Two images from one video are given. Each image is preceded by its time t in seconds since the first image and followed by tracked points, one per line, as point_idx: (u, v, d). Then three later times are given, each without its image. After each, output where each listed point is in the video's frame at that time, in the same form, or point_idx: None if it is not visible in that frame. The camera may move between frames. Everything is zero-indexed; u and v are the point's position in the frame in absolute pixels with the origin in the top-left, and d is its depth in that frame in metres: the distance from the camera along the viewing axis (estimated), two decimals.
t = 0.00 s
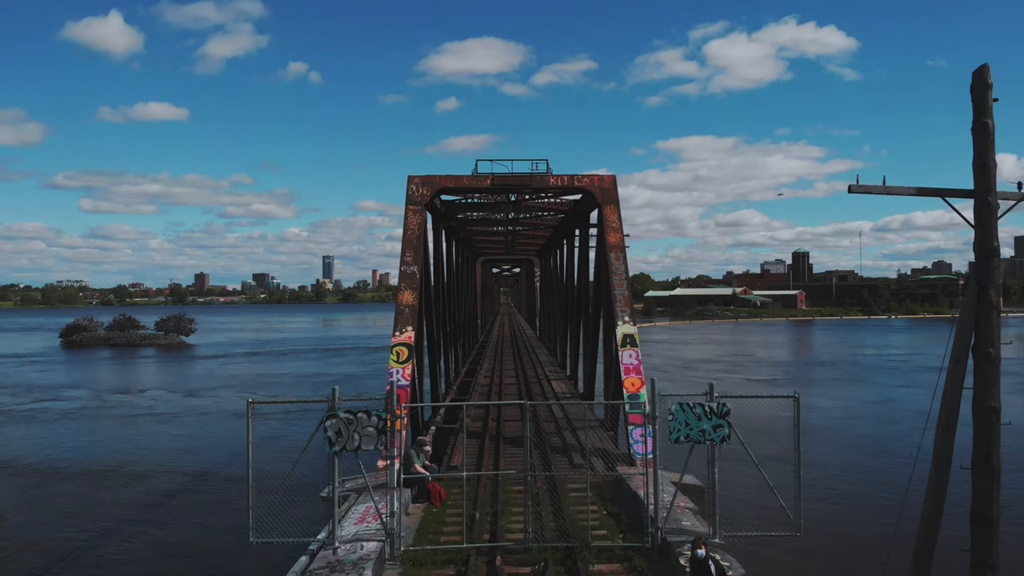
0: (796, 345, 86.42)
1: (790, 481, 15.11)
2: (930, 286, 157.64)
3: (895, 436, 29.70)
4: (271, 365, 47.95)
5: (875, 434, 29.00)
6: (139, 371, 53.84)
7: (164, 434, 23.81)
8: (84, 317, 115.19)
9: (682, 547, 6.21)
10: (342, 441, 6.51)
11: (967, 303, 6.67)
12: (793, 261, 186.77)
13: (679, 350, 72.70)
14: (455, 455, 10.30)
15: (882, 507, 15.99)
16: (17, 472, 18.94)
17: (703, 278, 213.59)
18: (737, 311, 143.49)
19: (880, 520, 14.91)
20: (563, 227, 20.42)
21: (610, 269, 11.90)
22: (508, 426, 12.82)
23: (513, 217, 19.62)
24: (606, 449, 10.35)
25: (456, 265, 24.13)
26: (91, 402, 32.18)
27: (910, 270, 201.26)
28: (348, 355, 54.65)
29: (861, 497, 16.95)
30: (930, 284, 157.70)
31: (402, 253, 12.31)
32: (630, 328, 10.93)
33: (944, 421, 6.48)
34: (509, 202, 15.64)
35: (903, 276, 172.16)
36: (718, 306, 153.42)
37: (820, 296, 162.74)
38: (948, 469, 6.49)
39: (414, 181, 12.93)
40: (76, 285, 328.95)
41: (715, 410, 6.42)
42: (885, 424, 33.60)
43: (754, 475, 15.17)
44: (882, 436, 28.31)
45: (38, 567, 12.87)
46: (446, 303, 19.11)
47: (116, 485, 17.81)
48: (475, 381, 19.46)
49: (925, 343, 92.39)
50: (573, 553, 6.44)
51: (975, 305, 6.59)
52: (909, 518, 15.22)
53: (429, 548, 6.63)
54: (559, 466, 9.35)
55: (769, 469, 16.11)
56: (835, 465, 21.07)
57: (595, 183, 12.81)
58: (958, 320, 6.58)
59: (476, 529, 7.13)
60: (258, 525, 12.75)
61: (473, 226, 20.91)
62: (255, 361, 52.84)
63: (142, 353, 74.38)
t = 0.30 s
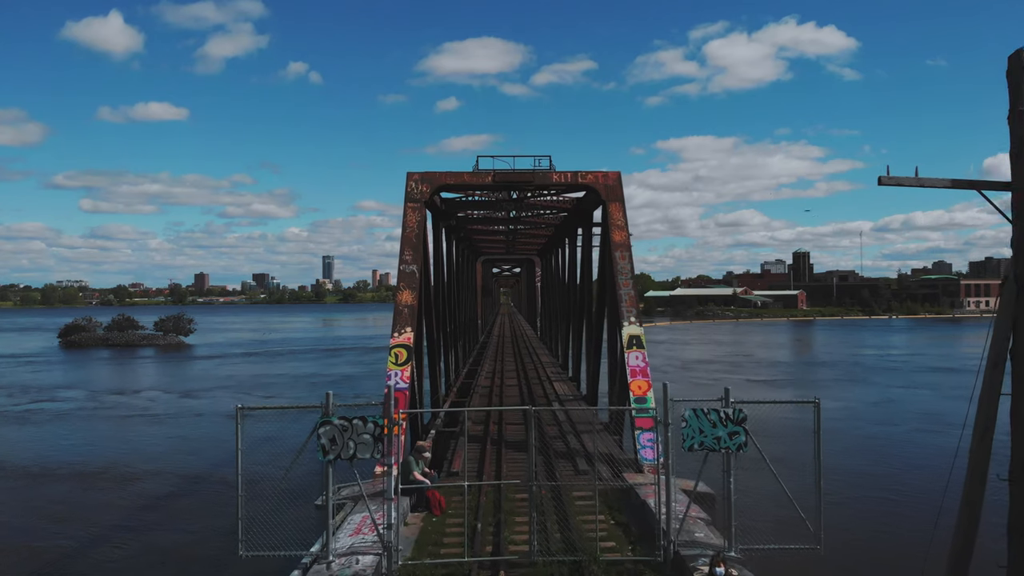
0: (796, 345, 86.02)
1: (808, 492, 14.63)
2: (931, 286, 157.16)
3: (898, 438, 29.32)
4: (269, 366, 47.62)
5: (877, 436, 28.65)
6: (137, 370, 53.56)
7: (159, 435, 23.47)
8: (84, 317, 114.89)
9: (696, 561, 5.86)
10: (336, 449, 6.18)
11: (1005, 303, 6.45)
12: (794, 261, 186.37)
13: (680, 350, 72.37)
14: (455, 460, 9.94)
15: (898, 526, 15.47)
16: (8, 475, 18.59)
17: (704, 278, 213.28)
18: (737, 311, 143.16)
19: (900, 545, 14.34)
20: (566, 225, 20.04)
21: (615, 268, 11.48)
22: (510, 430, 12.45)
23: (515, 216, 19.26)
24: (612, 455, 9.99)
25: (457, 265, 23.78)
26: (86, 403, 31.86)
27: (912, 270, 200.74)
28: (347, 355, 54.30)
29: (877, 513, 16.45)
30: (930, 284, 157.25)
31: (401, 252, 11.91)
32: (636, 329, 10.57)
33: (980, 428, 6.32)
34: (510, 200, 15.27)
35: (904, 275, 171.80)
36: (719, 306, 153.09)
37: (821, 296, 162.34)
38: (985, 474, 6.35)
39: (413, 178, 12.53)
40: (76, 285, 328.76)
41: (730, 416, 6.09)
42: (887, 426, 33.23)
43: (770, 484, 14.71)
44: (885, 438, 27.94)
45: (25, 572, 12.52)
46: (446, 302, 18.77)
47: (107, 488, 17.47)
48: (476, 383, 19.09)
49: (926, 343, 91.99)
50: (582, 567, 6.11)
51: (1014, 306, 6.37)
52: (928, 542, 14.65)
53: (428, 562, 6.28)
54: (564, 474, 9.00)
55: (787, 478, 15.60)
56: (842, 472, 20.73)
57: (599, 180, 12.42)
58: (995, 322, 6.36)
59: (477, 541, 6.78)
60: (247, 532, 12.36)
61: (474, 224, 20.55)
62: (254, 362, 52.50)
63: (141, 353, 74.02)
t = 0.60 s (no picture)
0: (797, 345, 85.63)
1: (834, 503, 14.04)
2: (932, 286, 156.70)
3: (901, 441, 28.95)
4: (267, 366, 47.31)
5: (879, 439, 28.29)
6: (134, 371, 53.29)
7: (153, 437, 23.17)
8: (83, 317, 114.62)
9: None
10: (331, 458, 5.83)
11: None
12: (795, 261, 186.07)
13: (680, 351, 72.07)
14: (455, 467, 9.57)
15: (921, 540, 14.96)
16: None
17: (704, 278, 213.11)
18: (738, 311, 142.78)
19: (925, 561, 13.77)
20: (568, 224, 19.68)
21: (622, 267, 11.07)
22: (513, 434, 12.08)
23: (517, 214, 18.90)
24: (619, 460, 9.66)
25: (457, 264, 23.45)
26: (81, 404, 31.56)
27: (913, 270, 200.31)
28: (346, 356, 53.98)
29: (893, 523, 15.98)
30: (931, 284, 156.79)
31: (400, 251, 11.51)
32: (644, 330, 10.20)
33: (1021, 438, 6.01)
34: (512, 197, 14.89)
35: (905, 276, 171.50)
36: (719, 306, 152.75)
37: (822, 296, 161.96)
38: None
39: (412, 174, 12.12)
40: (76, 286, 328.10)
41: (750, 423, 5.76)
42: (889, 428, 32.86)
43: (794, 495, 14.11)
44: (888, 441, 27.57)
45: None
46: (446, 303, 18.42)
47: (98, 491, 17.16)
48: (477, 385, 18.72)
49: (926, 343, 91.56)
50: None
51: None
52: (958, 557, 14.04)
53: None
54: (570, 482, 8.67)
55: (809, 488, 15.01)
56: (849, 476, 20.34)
57: (604, 176, 12.02)
58: None
59: (480, 555, 6.45)
60: (238, 538, 11.98)
61: (474, 223, 20.21)
62: (252, 362, 52.20)
63: (140, 354, 73.73)
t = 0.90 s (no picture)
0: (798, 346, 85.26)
1: (862, 517, 13.38)
2: (933, 287, 156.23)
3: (902, 444, 28.57)
4: (265, 366, 47.00)
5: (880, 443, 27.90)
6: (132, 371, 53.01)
7: (147, 438, 22.83)
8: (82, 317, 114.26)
9: None
10: (322, 469, 5.46)
11: None
12: (796, 261, 185.80)
13: (681, 351, 71.76)
14: (455, 473, 9.18)
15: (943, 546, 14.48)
16: None
17: (705, 278, 212.93)
18: (738, 312, 142.35)
19: (951, 571, 13.22)
20: (571, 222, 19.29)
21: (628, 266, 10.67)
22: (515, 438, 11.66)
23: (518, 212, 18.54)
24: (625, 466, 9.31)
25: (457, 263, 23.08)
26: (75, 405, 31.24)
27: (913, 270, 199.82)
28: (345, 356, 53.65)
29: (908, 528, 15.53)
30: (932, 284, 156.27)
31: (399, 248, 11.08)
32: (651, 331, 9.83)
33: None
34: (514, 194, 14.52)
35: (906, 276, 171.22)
36: (720, 306, 152.46)
37: (823, 296, 161.64)
38: None
39: (410, 170, 11.72)
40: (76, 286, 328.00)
41: (770, 431, 5.43)
42: (891, 429, 32.47)
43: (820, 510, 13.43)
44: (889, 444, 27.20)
45: None
46: (446, 302, 18.05)
47: (87, 495, 16.82)
48: (477, 386, 18.31)
49: (927, 344, 91.10)
50: None
51: None
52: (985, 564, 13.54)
53: None
54: (576, 490, 8.31)
55: (832, 501, 14.37)
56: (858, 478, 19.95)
57: (609, 172, 11.64)
58: None
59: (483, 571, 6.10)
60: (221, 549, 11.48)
61: (474, 221, 19.85)
62: (250, 362, 51.88)
63: (139, 354, 73.41)
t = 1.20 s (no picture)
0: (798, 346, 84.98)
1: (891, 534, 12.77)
2: (933, 287, 155.90)
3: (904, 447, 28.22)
4: (263, 367, 46.65)
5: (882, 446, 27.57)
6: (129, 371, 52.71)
7: (140, 440, 22.47)
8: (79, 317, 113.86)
9: None
10: (313, 481, 5.11)
11: None
12: (796, 261, 185.54)
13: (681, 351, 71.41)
14: (456, 481, 8.81)
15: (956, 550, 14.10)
16: None
17: (705, 279, 212.73)
18: (738, 312, 142.05)
19: None
20: (574, 221, 18.92)
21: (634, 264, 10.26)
22: (518, 443, 11.26)
23: (520, 209, 18.18)
24: (632, 472, 8.99)
25: (457, 262, 22.74)
26: (70, 406, 30.93)
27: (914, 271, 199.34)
28: (343, 356, 53.28)
29: (917, 533, 15.12)
30: (932, 284, 155.95)
31: (397, 245, 10.69)
32: (658, 332, 9.47)
33: None
34: (516, 191, 14.16)
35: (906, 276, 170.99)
36: (721, 306, 152.13)
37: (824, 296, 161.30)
38: None
39: (409, 166, 11.34)
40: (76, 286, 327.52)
41: (793, 439, 5.12)
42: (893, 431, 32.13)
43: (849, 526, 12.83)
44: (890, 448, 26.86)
45: None
46: (445, 301, 17.69)
47: (77, 497, 16.47)
48: (478, 388, 17.90)
49: (926, 344, 90.55)
50: None
51: None
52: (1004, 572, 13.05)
53: None
54: (580, 499, 7.99)
55: (861, 517, 13.75)
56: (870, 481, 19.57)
57: (614, 168, 11.28)
58: None
59: None
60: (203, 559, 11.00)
61: (474, 219, 19.52)
62: (248, 363, 51.51)
63: (137, 354, 72.98)
